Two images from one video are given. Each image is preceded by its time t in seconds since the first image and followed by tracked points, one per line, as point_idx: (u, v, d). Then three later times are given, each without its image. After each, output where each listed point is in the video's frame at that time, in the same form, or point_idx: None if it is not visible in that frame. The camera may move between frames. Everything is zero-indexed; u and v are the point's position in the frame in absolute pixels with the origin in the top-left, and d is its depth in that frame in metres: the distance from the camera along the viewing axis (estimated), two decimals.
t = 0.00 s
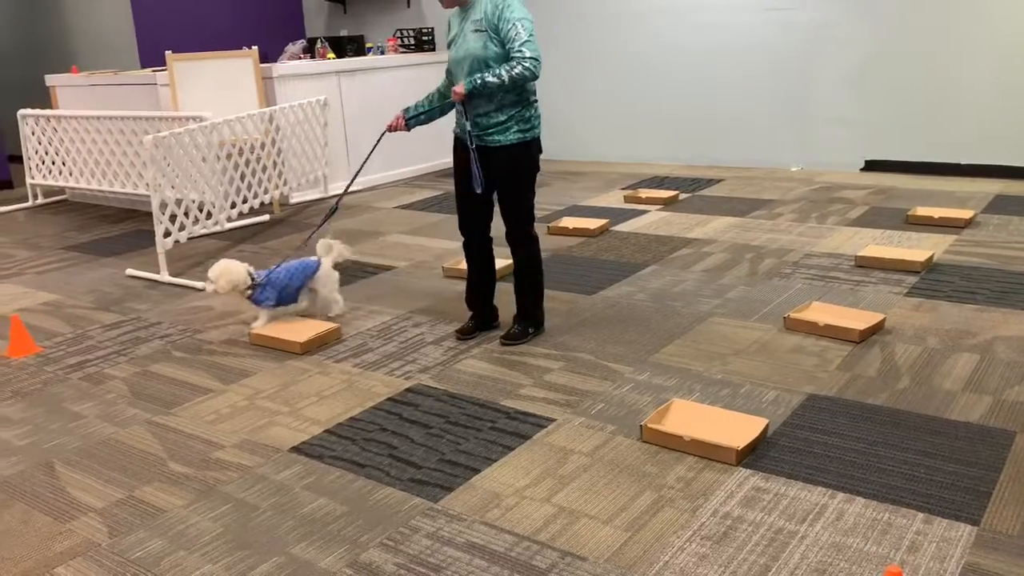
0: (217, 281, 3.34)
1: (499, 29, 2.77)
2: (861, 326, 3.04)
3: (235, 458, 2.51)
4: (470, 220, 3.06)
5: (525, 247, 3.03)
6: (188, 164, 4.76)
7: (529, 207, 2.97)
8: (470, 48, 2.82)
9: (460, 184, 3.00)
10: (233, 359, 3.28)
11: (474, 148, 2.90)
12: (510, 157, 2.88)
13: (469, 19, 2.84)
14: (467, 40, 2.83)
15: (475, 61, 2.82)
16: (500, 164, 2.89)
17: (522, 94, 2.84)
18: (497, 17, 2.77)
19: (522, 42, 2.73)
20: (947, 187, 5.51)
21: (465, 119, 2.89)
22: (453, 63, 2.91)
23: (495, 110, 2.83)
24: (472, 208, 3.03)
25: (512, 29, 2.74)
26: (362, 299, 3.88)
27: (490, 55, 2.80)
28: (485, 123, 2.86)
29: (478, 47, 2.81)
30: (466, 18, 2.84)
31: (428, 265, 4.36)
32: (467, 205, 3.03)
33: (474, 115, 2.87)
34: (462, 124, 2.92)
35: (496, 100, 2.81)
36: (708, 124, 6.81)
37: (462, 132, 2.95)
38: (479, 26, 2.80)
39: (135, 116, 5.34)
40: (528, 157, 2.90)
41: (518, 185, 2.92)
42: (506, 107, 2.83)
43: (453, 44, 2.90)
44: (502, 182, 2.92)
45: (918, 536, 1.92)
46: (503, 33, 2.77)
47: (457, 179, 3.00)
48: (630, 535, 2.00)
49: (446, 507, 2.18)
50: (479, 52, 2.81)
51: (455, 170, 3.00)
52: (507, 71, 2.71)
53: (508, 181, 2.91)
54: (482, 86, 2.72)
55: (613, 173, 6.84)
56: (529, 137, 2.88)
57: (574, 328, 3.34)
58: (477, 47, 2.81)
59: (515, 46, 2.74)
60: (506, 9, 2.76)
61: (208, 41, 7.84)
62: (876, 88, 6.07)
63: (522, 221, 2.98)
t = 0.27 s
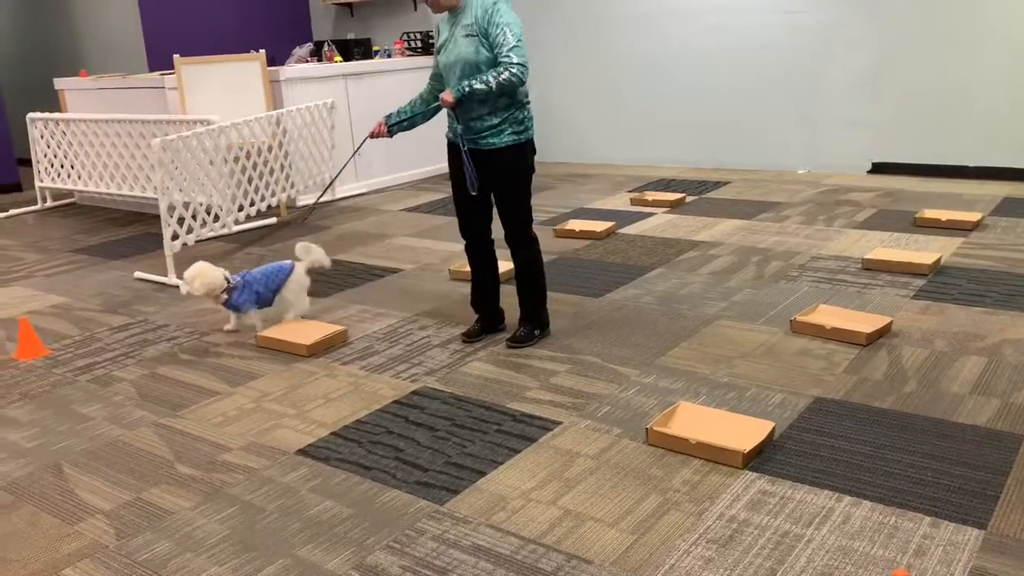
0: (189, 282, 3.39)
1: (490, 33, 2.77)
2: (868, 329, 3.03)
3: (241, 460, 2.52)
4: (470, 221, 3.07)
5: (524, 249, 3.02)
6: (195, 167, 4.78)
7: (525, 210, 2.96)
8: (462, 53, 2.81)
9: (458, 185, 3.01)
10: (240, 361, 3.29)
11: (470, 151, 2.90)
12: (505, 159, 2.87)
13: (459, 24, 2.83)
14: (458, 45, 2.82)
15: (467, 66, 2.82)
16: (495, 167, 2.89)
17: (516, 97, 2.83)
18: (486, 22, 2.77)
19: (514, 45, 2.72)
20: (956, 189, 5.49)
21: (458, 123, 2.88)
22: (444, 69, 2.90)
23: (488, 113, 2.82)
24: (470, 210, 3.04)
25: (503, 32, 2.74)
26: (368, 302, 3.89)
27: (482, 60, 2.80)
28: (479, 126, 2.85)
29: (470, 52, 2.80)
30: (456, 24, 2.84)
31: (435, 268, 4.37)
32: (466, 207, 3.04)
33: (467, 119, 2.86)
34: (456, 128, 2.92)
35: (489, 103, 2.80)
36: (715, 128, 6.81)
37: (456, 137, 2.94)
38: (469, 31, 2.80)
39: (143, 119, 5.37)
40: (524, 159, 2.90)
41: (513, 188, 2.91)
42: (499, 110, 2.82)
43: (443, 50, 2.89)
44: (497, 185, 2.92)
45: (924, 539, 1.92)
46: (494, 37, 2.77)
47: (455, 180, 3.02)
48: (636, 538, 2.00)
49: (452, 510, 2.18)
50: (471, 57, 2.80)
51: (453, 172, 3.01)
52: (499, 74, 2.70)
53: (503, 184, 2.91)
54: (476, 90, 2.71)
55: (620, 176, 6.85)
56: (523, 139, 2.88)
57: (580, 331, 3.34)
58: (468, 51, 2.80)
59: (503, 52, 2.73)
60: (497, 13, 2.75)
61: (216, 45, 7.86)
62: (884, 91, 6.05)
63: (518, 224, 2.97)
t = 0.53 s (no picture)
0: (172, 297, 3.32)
1: (489, 37, 2.77)
2: (871, 333, 3.03)
3: (245, 465, 2.53)
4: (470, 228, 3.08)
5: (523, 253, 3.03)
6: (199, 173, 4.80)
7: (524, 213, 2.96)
8: (460, 58, 2.82)
9: (456, 193, 3.02)
10: (244, 366, 3.30)
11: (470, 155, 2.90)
12: (505, 163, 2.88)
13: (455, 30, 2.83)
14: (454, 50, 2.83)
15: (465, 71, 2.82)
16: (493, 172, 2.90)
17: (513, 101, 2.84)
18: (483, 27, 2.78)
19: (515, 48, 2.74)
20: (960, 193, 5.49)
21: (456, 128, 2.88)
22: (439, 74, 2.89)
23: (487, 117, 2.82)
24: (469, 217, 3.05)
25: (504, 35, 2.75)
26: (372, 306, 3.89)
27: (481, 64, 2.80)
28: (478, 130, 2.84)
29: (468, 57, 2.80)
30: (453, 30, 2.84)
31: (438, 272, 4.38)
32: (464, 214, 3.05)
33: (465, 123, 2.86)
34: (453, 133, 2.91)
35: (488, 107, 2.80)
36: (718, 132, 6.82)
37: (453, 142, 2.93)
38: (465, 37, 2.80)
39: (147, 125, 5.39)
40: (523, 161, 2.91)
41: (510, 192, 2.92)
42: (498, 114, 2.82)
43: (439, 56, 2.89)
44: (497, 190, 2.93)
45: (928, 544, 1.92)
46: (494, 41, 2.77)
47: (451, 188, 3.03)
48: (639, 543, 2.00)
49: (455, 515, 2.19)
50: (470, 62, 2.81)
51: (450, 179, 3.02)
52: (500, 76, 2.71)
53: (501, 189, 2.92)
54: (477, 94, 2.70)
55: (623, 180, 6.85)
56: (522, 142, 2.89)
57: (583, 335, 3.34)
58: (466, 56, 2.81)
59: (502, 56, 2.74)
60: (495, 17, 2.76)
61: (220, 50, 7.90)
62: (887, 95, 6.05)
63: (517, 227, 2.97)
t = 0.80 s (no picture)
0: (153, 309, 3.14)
1: (490, 42, 2.78)
2: (873, 336, 3.04)
3: (248, 469, 2.53)
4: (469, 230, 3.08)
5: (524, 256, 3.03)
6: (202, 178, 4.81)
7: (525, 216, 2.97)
8: (461, 63, 2.82)
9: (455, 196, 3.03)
10: (247, 370, 3.30)
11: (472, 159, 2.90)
12: (506, 167, 2.88)
13: (454, 35, 2.83)
14: (457, 54, 2.82)
15: (466, 76, 2.82)
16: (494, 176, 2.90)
17: (517, 103, 2.85)
18: (488, 30, 2.78)
19: (516, 53, 2.74)
20: (962, 195, 5.49)
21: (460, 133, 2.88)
22: (439, 79, 2.89)
23: (488, 122, 2.83)
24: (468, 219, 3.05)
25: (505, 41, 2.75)
26: (374, 311, 3.90)
27: (482, 69, 2.80)
28: (479, 135, 2.85)
29: (469, 62, 2.81)
30: (452, 35, 2.84)
31: (440, 276, 4.38)
32: (464, 218, 3.05)
33: (466, 127, 2.87)
34: (455, 138, 2.91)
35: (492, 110, 2.81)
36: (720, 136, 6.83)
37: (454, 146, 2.93)
38: (468, 41, 2.80)
39: (150, 130, 5.40)
40: (524, 165, 2.92)
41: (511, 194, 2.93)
42: (499, 118, 2.82)
43: (438, 61, 2.89)
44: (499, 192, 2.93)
45: (931, 546, 1.92)
46: (495, 45, 2.78)
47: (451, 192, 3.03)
48: (642, 546, 2.00)
49: (458, 518, 2.19)
50: (471, 66, 2.81)
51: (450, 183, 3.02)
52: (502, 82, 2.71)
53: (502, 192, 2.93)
54: (480, 101, 2.72)
55: (625, 183, 6.86)
56: (523, 145, 2.89)
57: (585, 338, 3.35)
58: (467, 61, 2.81)
59: (512, 56, 2.76)
60: (496, 22, 2.76)
61: (222, 56, 7.93)
62: (889, 97, 6.06)
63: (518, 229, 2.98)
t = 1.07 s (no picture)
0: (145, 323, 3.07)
1: (500, 43, 2.79)
2: (875, 336, 3.03)
3: (251, 471, 2.54)
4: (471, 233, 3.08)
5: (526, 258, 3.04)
6: (205, 181, 4.83)
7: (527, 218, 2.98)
8: (469, 65, 2.82)
9: (458, 198, 3.03)
10: (250, 373, 3.31)
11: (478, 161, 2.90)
12: (511, 169, 2.89)
13: (462, 36, 2.83)
14: (466, 56, 2.83)
15: (475, 77, 2.83)
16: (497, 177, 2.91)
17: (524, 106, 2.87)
18: (498, 31, 2.79)
19: (527, 54, 2.76)
20: (963, 195, 5.49)
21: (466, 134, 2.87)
22: (445, 80, 2.89)
23: (496, 123, 2.83)
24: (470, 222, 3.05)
25: (515, 42, 2.77)
26: (377, 313, 3.90)
27: (492, 70, 2.82)
28: (486, 136, 2.85)
29: (478, 63, 2.82)
30: (459, 36, 2.84)
31: (442, 278, 4.39)
32: (466, 218, 3.05)
33: (473, 129, 2.87)
34: (461, 139, 2.90)
35: (501, 111, 2.81)
36: (721, 137, 6.83)
37: (459, 148, 2.93)
38: (478, 42, 2.81)
39: (153, 134, 5.42)
40: (530, 166, 2.93)
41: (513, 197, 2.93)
42: (506, 120, 2.83)
43: (445, 62, 2.89)
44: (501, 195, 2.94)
45: (933, 546, 1.92)
46: (505, 47, 2.79)
47: (454, 193, 3.03)
48: (644, 547, 2.00)
49: (460, 519, 2.19)
50: (480, 68, 2.82)
51: (452, 185, 3.02)
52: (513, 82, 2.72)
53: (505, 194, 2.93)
54: (490, 100, 2.72)
55: (627, 185, 6.86)
56: (528, 148, 2.90)
57: (587, 340, 3.35)
58: (476, 62, 2.82)
59: (523, 57, 2.77)
60: (506, 24, 2.78)
61: (224, 59, 7.95)
62: (890, 98, 6.05)
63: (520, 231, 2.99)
